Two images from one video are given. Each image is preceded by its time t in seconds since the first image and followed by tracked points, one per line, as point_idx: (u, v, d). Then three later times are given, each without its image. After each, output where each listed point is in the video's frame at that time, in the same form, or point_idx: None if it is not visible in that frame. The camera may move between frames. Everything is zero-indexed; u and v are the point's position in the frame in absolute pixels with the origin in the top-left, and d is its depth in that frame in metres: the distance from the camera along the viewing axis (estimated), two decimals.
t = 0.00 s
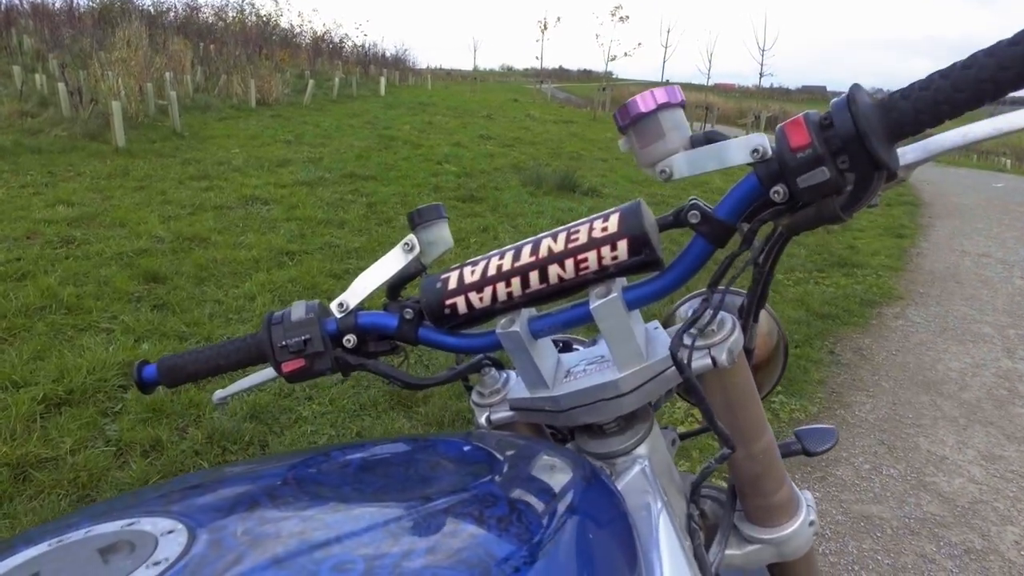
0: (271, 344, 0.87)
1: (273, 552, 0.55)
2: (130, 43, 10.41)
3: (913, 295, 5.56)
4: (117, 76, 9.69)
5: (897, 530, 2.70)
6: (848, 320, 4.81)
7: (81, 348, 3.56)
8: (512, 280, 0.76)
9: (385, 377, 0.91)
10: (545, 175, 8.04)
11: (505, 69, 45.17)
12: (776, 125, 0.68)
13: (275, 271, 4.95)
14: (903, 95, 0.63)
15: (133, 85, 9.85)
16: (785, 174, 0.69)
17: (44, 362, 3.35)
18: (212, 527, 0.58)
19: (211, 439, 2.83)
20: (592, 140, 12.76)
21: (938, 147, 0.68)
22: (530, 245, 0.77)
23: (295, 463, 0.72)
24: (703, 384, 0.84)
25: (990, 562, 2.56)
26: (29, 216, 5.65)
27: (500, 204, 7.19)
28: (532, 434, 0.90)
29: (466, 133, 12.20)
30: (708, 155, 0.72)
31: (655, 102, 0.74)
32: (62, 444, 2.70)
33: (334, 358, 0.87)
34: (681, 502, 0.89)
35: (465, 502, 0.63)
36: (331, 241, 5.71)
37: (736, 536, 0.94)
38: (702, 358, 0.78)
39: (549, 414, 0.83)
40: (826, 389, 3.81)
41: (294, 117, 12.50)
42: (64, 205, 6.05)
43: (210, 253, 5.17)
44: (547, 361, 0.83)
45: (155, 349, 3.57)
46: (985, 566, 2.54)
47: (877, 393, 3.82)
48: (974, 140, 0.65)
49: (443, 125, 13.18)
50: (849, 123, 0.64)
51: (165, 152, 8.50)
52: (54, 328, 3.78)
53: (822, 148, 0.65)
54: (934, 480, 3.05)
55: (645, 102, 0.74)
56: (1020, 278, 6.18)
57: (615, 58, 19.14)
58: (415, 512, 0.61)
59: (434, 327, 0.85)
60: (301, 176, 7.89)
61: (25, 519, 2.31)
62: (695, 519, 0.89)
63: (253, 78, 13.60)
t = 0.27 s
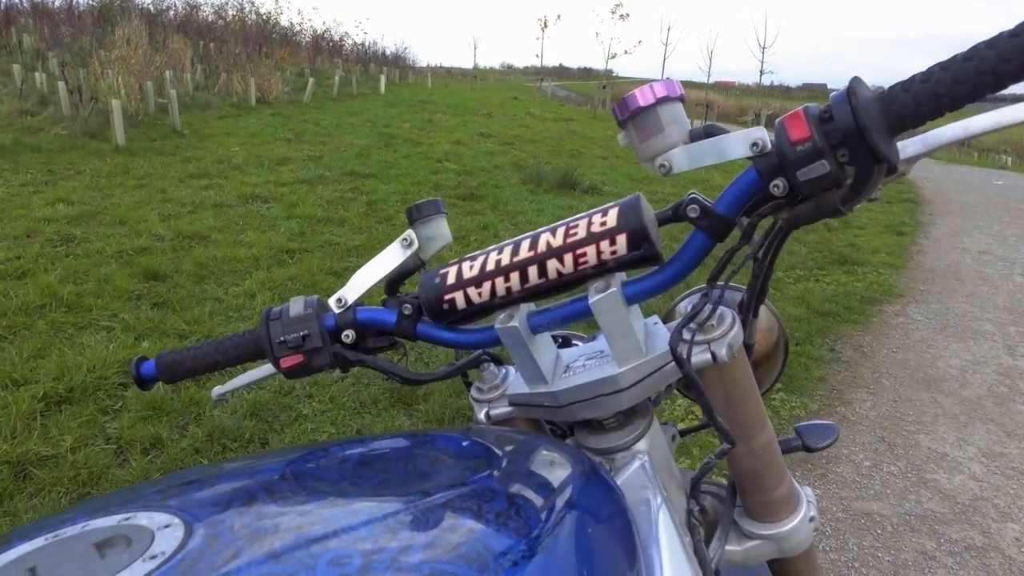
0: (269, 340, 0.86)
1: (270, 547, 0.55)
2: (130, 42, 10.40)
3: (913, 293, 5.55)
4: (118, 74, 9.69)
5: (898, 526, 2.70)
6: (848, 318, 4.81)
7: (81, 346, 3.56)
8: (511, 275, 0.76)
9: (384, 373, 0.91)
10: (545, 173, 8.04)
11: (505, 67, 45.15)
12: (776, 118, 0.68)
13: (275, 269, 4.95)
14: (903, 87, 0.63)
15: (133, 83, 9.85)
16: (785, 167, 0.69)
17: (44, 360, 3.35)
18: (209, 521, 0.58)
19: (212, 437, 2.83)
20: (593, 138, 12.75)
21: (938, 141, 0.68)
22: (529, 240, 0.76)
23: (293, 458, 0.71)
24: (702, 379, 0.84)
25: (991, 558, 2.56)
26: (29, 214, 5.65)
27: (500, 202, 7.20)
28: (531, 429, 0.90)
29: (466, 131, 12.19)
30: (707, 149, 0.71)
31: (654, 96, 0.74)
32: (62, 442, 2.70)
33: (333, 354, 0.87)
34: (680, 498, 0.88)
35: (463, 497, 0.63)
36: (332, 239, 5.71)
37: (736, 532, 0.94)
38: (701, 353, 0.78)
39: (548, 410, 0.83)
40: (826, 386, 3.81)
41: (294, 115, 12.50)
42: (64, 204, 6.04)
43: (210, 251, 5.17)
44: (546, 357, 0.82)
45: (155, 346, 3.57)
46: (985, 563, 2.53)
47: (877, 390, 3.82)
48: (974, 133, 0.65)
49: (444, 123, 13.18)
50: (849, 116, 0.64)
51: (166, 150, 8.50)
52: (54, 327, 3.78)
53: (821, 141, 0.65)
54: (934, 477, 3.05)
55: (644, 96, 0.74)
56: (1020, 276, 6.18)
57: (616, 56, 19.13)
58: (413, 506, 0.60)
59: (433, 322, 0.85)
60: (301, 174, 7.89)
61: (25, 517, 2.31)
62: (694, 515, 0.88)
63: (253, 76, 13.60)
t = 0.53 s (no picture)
0: (265, 337, 0.86)
1: (262, 547, 0.54)
2: (129, 40, 10.39)
3: (914, 290, 5.55)
4: (117, 72, 9.68)
5: (898, 524, 2.69)
6: (849, 315, 4.80)
7: (81, 344, 3.56)
8: (509, 272, 0.75)
9: (381, 370, 0.90)
10: (545, 171, 8.04)
11: (506, 64, 45.13)
12: (776, 112, 0.67)
13: (275, 267, 4.95)
14: (904, 81, 0.62)
15: (133, 81, 9.84)
16: (785, 162, 0.68)
17: (43, 358, 3.35)
18: (201, 520, 0.57)
19: (211, 435, 2.82)
20: (593, 136, 12.75)
21: (940, 136, 0.67)
22: (527, 236, 0.76)
23: (288, 456, 0.71)
24: (701, 375, 0.83)
25: (991, 556, 2.55)
26: (29, 212, 5.65)
27: (500, 200, 7.19)
28: (529, 428, 0.89)
29: (466, 129, 12.18)
30: (706, 144, 0.71)
31: (653, 91, 0.73)
32: (61, 440, 2.70)
33: (329, 351, 0.86)
34: (679, 497, 0.88)
35: (459, 495, 0.62)
36: (331, 237, 5.70)
37: (735, 531, 0.93)
38: (701, 350, 0.77)
39: (546, 408, 0.82)
40: (827, 384, 3.81)
41: (294, 113, 12.49)
42: (63, 202, 6.04)
43: (210, 249, 5.16)
44: (544, 353, 0.82)
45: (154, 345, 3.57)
46: (986, 561, 2.53)
47: (877, 388, 3.82)
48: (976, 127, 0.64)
49: (444, 120, 13.18)
50: (850, 111, 0.63)
51: (165, 149, 8.49)
52: (53, 325, 3.78)
53: (822, 135, 0.64)
54: (935, 475, 3.04)
55: (642, 91, 0.73)
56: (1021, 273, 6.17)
57: (615, 54, 19.13)
58: (407, 505, 0.60)
59: (430, 320, 0.84)
60: (301, 172, 7.88)
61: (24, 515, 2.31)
62: (693, 513, 0.88)
63: (253, 74, 13.59)
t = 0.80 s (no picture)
0: (260, 337, 0.85)
1: (253, 551, 0.53)
2: (128, 38, 10.38)
3: (914, 288, 5.54)
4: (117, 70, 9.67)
5: (899, 523, 2.69)
6: (849, 314, 4.79)
7: (79, 343, 3.55)
8: (506, 270, 0.75)
9: (377, 370, 0.89)
10: (545, 170, 8.03)
11: (506, 63, 45.12)
12: (776, 109, 0.66)
13: (274, 266, 4.94)
14: (906, 76, 0.61)
15: (132, 80, 9.83)
16: (785, 159, 0.67)
17: (42, 357, 3.34)
18: (193, 524, 0.57)
19: (210, 434, 2.82)
20: (593, 134, 12.74)
21: (940, 133, 0.66)
22: (524, 235, 0.75)
23: (283, 457, 0.70)
24: (701, 375, 0.82)
25: (992, 555, 2.54)
26: (28, 211, 5.64)
27: (500, 198, 7.18)
28: (527, 428, 0.89)
29: (466, 127, 12.17)
30: (705, 141, 0.70)
31: (651, 88, 0.72)
32: (60, 439, 2.69)
33: (325, 351, 0.86)
34: (678, 497, 0.87)
35: (455, 496, 0.61)
36: (331, 236, 5.70)
37: (735, 531, 0.93)
38: (700, 350, 0.77)
39: (544, 408, 0.82)
40: (827, 382, 3.80)
41: (294, 112, 12.49)
42: (63, 201, 6.03)
43: (209, 248, 5.15)
44: (542, 353, 0.81)
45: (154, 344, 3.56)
46: (987, 560, 2.52)
47: (878, 386, 3.81)
48: (977, 124, 0.63)
49: (444, 119, 13.17)
50: (850, 107, 0.62)
51: (165, 147, 8.48)
52: (52, 324, 3.77)
53: (822, 131, 0.63)
54: (936, 473, 3.04)
55: (640, 88, 0.72)
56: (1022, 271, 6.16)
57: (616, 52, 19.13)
58: (402, 508, 0.59)
59: (427, 319, 0.83)
60: (301, 170, 7.87)
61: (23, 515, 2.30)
62: (692, 514, 0.87)
63: (253, 73, 13.59)
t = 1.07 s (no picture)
0: (254, 338, 0.84)
1: (242, 557, 0.53)
2: (127, 36, 10.36)
3: (915, 286, 5.53)
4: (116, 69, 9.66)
5: (898, 522, 2.68)
6: (849, 312, 4.78)
7: (78, 343, 3.55)
8: (502, 270, 0.74)
9: (372, 370, 0.88)
10: (545, 168, 8.02)
11: (506, 61, 45.11)
12: (775, 107, 0.65)
13: (273, 265, 4.93)
14: (906, 73, 0.60)
15: (132, 79, 9.82)
16: (783, 158, 0.66)
17: (40, 357, 3.33)
18: (182, 528, 0.56)
19: (209, 434, 2.81)
20: (593, 132, 12.73)
21: (942, 131, 0.65)
22: (520, 234, 0.74)
23: (275, 460, 0.69)
24: (698, 376, 0.81)
25: (992, 554, 2.54)
26: (27, 210, 5.64)
27: (499, 197, 7.17)
28: (525, 429, 0.88)
29: (465, 125, 12.15)
30: (702, 140, 0.69)
31: (648, 85, 0.71)
32: (58, 440, 2.69)
33: (320, 352, 0.85)
34: (677, 499, 0.86)
35: (449, 501, 0.60)
36: (331, 234, 5.69)
37: (733, 532, 0.92)
38: (698, 350, 0.76)
39: (541, 409, 0.81)
40: (827, 381, 3.79)
41: (293, 110, 12.48)
42: (62, 200, 6.03)
43: (208, 247, 5.15)
44: (538, 353, 0.80)
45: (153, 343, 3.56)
46: (987, 559, 2.51)
47: (878, 385, 3.81)
48: (977, 122, 0.62)
49: (443, 117, 13.16)
50: (849, 104, 0.61)
51: (164, 146, 8.47)
52: (51, 323, 3.76)
53: (822, 130, 0.62)
54: (935, 472, 3.03)
55: (638, 85, 0.71)
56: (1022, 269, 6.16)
57: (616, 50, 19.11)
58: (394, 512, 0.58)
59: (422, 319, 0.82)
60: (300, 169, 7.86)
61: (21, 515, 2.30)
62: (690, 515, 0.87)
63: (252, 71, 13.58)
